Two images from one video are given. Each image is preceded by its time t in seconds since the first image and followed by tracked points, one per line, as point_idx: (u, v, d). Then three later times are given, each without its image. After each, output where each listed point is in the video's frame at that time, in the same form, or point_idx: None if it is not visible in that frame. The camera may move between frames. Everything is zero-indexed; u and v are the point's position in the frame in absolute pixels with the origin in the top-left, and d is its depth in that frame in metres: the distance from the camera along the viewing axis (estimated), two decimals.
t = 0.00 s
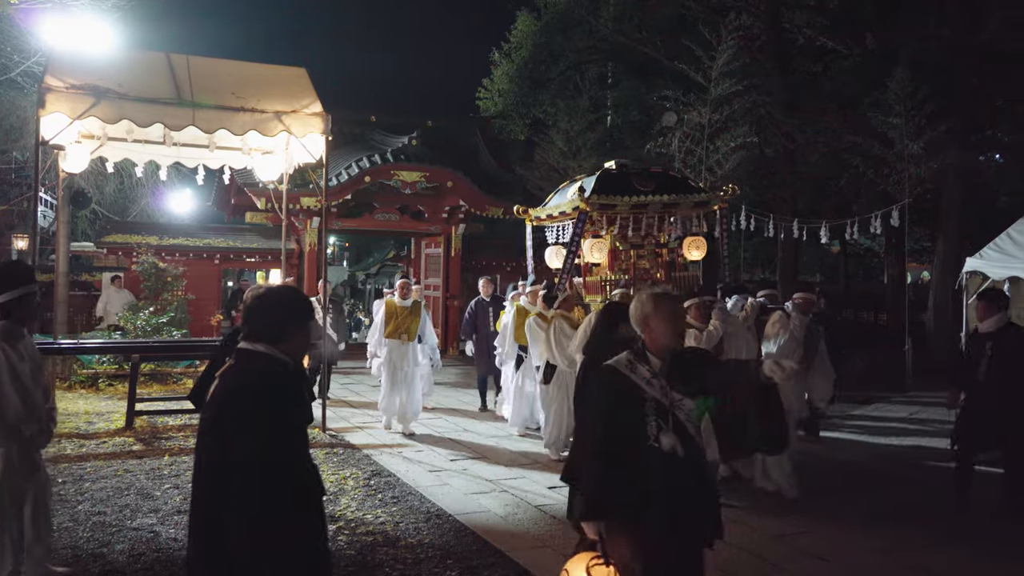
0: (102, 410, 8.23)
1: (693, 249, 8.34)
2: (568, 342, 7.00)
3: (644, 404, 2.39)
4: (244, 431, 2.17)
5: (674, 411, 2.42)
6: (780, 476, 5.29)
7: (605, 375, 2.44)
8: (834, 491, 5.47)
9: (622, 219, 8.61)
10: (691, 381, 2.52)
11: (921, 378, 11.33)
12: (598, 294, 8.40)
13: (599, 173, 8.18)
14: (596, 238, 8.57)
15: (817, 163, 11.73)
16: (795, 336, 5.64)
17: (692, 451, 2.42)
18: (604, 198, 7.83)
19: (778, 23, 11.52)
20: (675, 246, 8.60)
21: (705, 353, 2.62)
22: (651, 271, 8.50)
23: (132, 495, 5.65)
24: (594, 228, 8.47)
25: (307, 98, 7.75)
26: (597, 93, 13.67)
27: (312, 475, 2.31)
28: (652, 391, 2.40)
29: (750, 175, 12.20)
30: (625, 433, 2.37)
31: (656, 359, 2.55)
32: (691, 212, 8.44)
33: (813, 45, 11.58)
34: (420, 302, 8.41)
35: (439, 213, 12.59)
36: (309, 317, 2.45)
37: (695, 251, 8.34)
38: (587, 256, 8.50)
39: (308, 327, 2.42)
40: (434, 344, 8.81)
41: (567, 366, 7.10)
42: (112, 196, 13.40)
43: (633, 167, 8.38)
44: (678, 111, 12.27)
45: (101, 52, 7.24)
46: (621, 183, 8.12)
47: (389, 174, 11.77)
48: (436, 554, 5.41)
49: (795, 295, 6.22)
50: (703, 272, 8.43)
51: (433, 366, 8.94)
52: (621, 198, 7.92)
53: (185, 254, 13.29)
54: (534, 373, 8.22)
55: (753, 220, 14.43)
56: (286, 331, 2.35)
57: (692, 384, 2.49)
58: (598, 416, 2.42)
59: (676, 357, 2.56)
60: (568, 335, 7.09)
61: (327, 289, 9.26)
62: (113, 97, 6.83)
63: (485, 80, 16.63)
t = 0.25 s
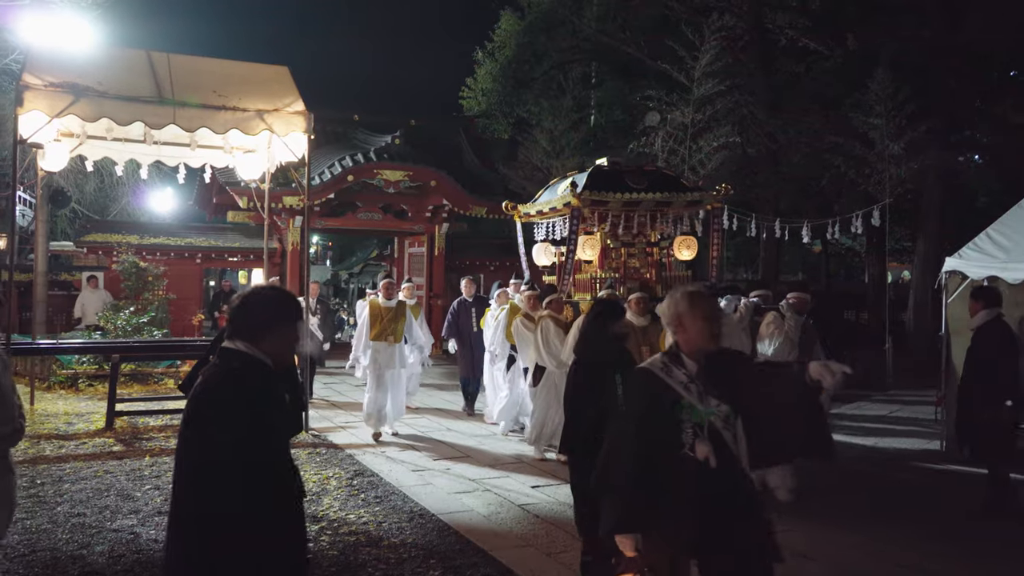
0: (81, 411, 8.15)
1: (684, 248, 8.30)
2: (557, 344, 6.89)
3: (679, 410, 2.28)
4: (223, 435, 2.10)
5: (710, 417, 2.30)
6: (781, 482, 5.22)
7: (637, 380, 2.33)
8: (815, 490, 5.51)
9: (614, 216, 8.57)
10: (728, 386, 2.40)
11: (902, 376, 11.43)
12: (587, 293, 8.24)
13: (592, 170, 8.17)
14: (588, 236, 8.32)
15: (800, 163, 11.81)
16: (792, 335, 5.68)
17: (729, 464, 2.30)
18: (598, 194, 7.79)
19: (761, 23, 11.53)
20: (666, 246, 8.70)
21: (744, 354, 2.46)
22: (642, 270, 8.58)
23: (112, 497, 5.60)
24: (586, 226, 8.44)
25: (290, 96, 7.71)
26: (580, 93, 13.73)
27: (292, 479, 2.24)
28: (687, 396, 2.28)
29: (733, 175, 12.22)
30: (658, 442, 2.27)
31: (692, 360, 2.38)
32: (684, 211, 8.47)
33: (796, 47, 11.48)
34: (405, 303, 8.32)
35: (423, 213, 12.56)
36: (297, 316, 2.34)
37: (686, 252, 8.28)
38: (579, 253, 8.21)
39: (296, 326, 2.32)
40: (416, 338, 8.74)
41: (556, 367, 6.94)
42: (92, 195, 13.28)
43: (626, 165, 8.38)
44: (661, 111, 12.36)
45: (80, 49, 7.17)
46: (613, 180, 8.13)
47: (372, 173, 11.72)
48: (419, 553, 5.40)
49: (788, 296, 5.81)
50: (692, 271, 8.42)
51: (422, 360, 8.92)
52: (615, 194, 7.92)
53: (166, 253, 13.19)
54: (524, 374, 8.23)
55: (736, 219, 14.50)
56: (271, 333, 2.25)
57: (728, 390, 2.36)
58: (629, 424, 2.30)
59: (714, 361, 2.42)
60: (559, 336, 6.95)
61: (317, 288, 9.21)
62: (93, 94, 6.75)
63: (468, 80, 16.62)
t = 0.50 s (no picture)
0: (69, 409, 8.11)
1: (684, 244, 8.29)
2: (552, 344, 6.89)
3: (743, 415, 2.28)
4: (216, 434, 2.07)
5: (775, 423, 2.29)
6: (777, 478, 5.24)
7: (698, 384, 2.33)
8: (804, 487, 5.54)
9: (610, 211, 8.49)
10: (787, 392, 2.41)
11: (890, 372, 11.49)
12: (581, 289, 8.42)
13: (588, 164, 8.14)
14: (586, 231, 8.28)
15: (788, 159, 11.84)
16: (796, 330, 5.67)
17: (795, 472, 2.31)
18: (595, 188, 7.78)
19: (749, 20, 11.59)
20: (663, 242, 8.60)
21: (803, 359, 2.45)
22: (639, 266, 8.49)
23: (100, 495, 5.58)
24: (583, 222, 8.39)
25: (278, 93, 7.69)
26: (570, 89, 13.76)
27: (278, 478, 2.24)
28: (751, 402, 2.28)
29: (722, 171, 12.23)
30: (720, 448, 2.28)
31: (756, 365, 2.36)
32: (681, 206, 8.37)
33: (784, 44, 11.69)
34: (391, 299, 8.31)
35: (412, 210, 12.55)
36: (292, 315, 2.31)
37: (686, 247, 8.28)
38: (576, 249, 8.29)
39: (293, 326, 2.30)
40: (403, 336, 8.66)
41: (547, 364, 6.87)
42: (79, 191, 13.19)
43: (622, 159, 8.37)
44: (650, 107, 12.43)
45: (66, 45, 7.12)
46: (610, 174, 8.12)
47: (361, 170, 11.68)
48: (409, 550, 5.41)
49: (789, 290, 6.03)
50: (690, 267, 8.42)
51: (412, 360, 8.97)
52: (611, 188, 7.90)
53: (154, 251, 13.13)
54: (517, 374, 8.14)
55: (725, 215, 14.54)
56: (268, 334, 2.23)
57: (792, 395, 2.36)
58: (693, 430, 2.30)
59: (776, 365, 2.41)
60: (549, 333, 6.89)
61: (310, 285, 9.17)
62: (79, 91, 6.71)
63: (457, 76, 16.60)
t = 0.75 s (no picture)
0: (56, 407, 8.07)
1: (681, 240, 8.27)
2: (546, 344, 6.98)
3: (798, 411, 2.25)
4: (213, 434, 2.05)
5: (830, 420, 2.27)
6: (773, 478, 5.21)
7: (754, 376, 2.29)
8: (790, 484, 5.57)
9: (606, 208, 8.44)
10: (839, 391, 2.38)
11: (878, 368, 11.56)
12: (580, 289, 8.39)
13: (581, 161, 8.03)
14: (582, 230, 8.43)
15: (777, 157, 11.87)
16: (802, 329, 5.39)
17: (846, 470, 2.30)
18: (591, 185, 7.67)
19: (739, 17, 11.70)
20: (660, 238, 8.54)
21: (854, 358, 2.46)
22: (636, 263, 8.55)
23: (88, 493, 5.55)
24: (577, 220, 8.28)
25: (267, 89, 7.65)
26: (560, 86, 13.77)
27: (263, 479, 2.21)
28: (807, 397, 2.26)
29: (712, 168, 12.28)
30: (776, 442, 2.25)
31: (813, 358, 2.35)
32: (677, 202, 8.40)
33: (774, 40, 11.82)
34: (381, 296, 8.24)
35: (401, 206, 12.53)
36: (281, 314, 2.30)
37: (683, 243, 8.25)
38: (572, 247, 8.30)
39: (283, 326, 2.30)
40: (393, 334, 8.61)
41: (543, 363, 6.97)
42: (66, 188, 13.12)
43: (617, 153, 8.27)
44: (640, 104, 12.44)
45: (52, 41, 7.06)
46: (606, 171, 7.99)
47: (351, 167, 11.62)
48: (399, 547, 5.40)
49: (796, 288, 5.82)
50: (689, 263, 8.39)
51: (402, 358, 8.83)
52: (607, 185, 7.80)
53: (142, 248, 13.07)
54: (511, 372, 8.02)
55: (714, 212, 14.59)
56: (261, 334, 2.21)
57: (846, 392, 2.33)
58: (749, 422, 2.26)
59: (831, 359, 2.38)
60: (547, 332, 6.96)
61: (304, 282, 9.11)
62: (66, 87, 6.66)
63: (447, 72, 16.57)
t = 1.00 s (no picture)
0: (45, 407, 8.03)
1: (679, 236, 8.24)
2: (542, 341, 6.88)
3: (866, 434, 2.07)
4: (193, 437, 1.90)
5: (896, 445, 2.09)
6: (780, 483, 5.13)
7: (819, 395, 2.11)
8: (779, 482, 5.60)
9: (605, 204, 8.37)
10: (903, 413, 2.21)
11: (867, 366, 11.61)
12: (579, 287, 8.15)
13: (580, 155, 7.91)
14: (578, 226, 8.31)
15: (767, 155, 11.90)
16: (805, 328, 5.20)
17: (911, 500, 2.10)
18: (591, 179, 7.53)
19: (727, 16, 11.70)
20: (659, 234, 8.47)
21: (913, 378, 2.32)
22: (634, 260, 8.37)
23: (77, 493, 5.53)
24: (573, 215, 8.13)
25: (256, 87, 7.62)
26: (550, 84, 13.78)
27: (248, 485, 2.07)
28: (875, 420, 2.07)
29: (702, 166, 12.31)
30: (842, 468, 2.06)
31: (879, 376, 2.18)
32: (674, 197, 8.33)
33: (762, 39, 11.71)
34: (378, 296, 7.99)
35: (392, 205, 12.52)
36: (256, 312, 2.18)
37: (681, 239, 8.23)
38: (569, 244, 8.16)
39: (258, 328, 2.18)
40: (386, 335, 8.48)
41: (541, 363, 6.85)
42: (54, 186, 13.05)
43: (615, 148, 8.17)
44: (630, 102, 12.44)
45: (39, 38, 7.02)
46: (604, 165, 7.84)
47: (340, 165, 11.57)
48: (389, 546, 5.39)
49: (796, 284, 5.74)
50: (688, 261, 8.34)
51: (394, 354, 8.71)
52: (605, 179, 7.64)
53: (131, 246, 13.02)
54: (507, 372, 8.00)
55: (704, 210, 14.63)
56: (235, 333, 2.09)
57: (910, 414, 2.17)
58: (814, 444, 2.07)
59: (893, 379, 2.23)
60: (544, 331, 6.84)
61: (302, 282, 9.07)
62: (52, 85, 6.61)
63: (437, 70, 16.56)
